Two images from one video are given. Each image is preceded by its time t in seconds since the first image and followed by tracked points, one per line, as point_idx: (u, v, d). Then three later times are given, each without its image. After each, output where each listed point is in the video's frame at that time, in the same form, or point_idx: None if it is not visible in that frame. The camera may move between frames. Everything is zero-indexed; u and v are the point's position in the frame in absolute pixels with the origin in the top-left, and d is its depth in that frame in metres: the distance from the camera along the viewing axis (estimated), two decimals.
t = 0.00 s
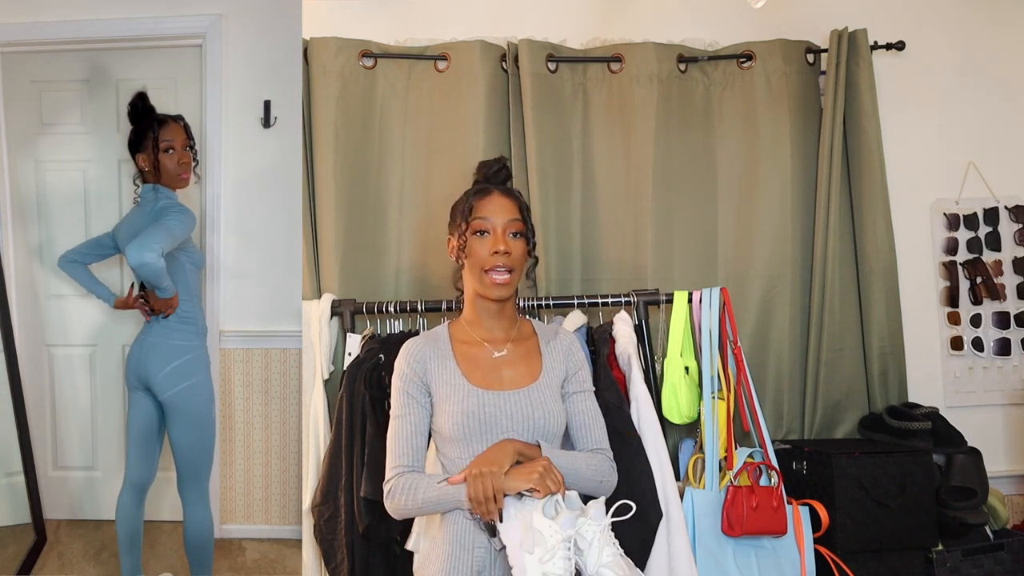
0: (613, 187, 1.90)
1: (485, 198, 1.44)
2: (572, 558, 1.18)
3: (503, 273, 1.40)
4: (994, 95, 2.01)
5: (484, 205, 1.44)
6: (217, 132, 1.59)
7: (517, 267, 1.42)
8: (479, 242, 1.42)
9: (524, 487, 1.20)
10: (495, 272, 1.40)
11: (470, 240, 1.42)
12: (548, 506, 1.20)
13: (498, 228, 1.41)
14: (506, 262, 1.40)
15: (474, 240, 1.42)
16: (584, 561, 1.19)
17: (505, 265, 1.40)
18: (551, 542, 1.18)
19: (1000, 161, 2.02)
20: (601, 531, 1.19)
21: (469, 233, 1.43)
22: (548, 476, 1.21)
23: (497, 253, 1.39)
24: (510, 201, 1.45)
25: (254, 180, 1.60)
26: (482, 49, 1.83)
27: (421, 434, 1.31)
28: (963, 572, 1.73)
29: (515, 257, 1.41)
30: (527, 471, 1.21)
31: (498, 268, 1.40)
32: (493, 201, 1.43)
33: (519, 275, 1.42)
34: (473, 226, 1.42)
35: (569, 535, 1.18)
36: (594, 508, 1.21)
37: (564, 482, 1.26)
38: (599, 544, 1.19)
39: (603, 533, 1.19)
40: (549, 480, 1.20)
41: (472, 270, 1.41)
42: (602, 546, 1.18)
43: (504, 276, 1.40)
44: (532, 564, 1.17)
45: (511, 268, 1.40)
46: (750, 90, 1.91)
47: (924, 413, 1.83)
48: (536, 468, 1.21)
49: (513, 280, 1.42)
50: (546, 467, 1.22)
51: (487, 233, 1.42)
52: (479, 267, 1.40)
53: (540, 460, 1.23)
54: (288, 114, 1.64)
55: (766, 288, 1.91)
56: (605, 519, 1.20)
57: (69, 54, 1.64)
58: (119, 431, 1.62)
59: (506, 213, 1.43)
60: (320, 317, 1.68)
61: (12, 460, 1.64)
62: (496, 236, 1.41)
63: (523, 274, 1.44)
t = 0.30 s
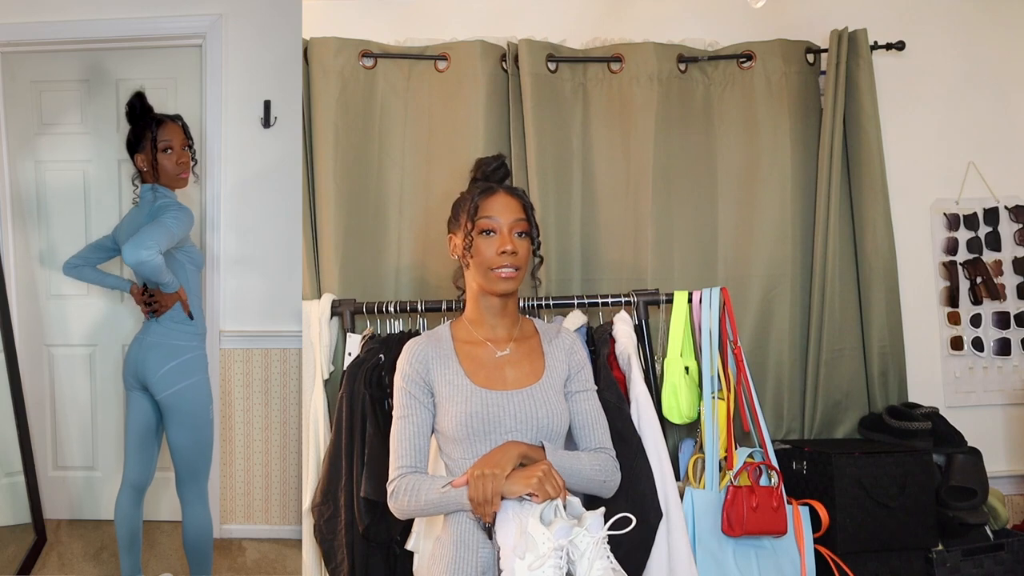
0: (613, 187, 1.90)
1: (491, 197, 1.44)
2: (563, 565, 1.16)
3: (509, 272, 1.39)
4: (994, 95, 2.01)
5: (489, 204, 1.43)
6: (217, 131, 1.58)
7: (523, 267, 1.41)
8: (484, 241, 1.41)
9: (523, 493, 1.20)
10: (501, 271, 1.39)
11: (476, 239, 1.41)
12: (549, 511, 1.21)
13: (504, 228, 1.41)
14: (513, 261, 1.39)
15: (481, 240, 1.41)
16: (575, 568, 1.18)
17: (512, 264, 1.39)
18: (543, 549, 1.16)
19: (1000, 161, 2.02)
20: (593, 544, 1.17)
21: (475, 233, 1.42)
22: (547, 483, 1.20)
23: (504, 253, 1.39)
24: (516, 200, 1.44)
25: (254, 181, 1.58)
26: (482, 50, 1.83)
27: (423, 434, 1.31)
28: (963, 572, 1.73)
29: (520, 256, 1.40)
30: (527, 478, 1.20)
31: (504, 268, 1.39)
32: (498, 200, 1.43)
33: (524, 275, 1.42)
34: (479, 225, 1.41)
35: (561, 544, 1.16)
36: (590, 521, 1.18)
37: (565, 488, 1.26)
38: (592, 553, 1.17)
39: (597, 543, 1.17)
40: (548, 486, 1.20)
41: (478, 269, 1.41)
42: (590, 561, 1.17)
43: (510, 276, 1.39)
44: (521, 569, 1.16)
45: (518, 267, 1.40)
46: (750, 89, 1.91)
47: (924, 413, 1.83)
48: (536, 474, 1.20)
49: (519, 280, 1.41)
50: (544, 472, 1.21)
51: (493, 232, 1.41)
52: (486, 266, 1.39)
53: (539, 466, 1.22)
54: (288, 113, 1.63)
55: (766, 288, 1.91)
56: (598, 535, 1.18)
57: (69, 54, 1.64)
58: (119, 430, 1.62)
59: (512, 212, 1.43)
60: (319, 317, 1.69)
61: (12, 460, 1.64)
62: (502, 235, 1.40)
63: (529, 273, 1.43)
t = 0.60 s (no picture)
0: (613, 187, 1.90)
1: (490, 196, 1.44)
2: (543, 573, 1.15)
3: (509, 272, 1.39)
4: (994, 95, 2.01)
5: (488, 204, 1.43)
6: (217, 130, 1.58)
7: (522, 266, 1.41)
8: (484, 241, 1.41)
9: (507, 499, 1.20)
10: (501, 270, 1.39)
11: (475, 239, 1.42)
12: (537, 515, 1.20)
13: (503, 227, 1.41)
14: (512, 260, 1.39)
15: (480, 239, 1.41)
16: None
17: (511, 264, 1.39)
18: (523, 556, 1.15)
19: (1000, 161, 2.02)
20: (574, 553, 1.16)
21: (474, 232, 1.42)
22: (530, 490, 1.20)
23: (503, 252, 1.39)
24: (515, 199, 1.44)
25: (254, 180, 1.58)
26: (482, 50, 1.83)
27: (423, 434, 1.32)
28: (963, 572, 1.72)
29: (520, 256, 1.40)
30: (510, 483, 1.20)
31: (503, 267, 1.39)
32: (497, 199, 1.43)
33: (524, 274, 1.42)
34: (478, 225, 1.42)
35: (541, 552, 1.15)
36: (571, 529, 1.18)
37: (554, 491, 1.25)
38: (573, 563, 1.16)
39: (577, 553, 1.16)
40: (531, 493, 1.19)
41: (477, 269, 1.41)
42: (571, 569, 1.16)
43: (509, 276, 1.40)
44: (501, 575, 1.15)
45: (517, 267, 1.40)
46: (750, 89, 1.91)
47: (924, 413, 1.83)
48: (519, 481, 1.20)
49: (518, 279, 1.41)
50: (529, 478, 1.20)
51: (492, 231, 1.41)
52: (485, 266, 1.40)
53: (524, 472, 1.22)
54: (288, 113, 1.63)
55: (766, 288, 1.91)
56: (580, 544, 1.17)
57: (69, 54, 1.64)
58: (119, 430, 1.62)
59: (511, 211, 1.42)
60: (320, 317, 1.69)
61: (12, 460, 1.64)
62: (501, 234, 1.40)
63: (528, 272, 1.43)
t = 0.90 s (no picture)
0: (613, 187, 1.90)
1: (487, 197, 1.44)
2: None
3: (506, 273, 1.39)
4: (994, 95, 2.01)
5: (486, 205, 1.43)
6: (217, 129, 1.58)
7: (520, 267, 1.41)
8: (482, 242, 1.41)
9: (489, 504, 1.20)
10: (499, 271, 1.39)
11: (473, 240, 1.42)
12: (522, 519, 1.20)
13: (500, 228, 1.41)
14: (509, 261, 1.39)
15: (478, 241, 1.41)
16: None
17: (508, 265, 1.39)
18: (497, 562, 1.16)
19: (1000, 161, 2.02)
20: (549, 561, 1.17)
21: (472, 233, 1.42)
22: (510, 495, 1.19)
23: (500, 253, 1.39)
24: (513, 200, 1.44)
25: (254, 180, 1.58)
26: (483, 50, 1.83)
27: (421, 435, 1.32)
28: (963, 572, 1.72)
29: (517, 257, 1.40)
30: (491, 487, 1.20)
31: (500, 268, 1.39)
32: (495, 200, 1.43)
33: (521, 275, 1.42)
34: (475, 226, 1.42)
35: (515, 560, 1.16)
36: (547, 538, 1.19)
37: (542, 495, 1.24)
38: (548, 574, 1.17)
39: (552, 563, 1.17)
40: (511, 497, 1.19)
41: (475, 270, 1.41)
42: None
43: (507, 277, 1.40)
44: None
45: (514, 268, 1.40)
46: (750, 89, 1.91)
47: (924, 413, 1.83)
48: (498, 486, 1.20)
49: (516, 280, 1.41)
50: (510, 483, 1.20)
51: (489, 232, 1.41)
52: (483, 266, 1.40)
53: (505, 477, 1.21)
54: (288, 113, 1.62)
55: (766, 288, 1.91)
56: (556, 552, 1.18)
57: (68, 54, 1.64)
58: (118, 431, 1.62)
59: (509, 212, 1.43)
60: (320, 317, 1.68)
61: (12, 461, 1.64)
62: (499, 236, 1.40)
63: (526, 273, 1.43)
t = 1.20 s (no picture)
0: (613, 187, 1.90)
1: (490, 198, 1.44)
2: None
3: (509, 274, 1.39)
4: (993, 95, 2.01)
5: (489, 205, 1.43)
6: (217, 126, 1.57)
7: (522, 268, 1.41)
8: (486, 242, 1.41)
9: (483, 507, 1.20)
10: (502, 272, 1.39)
11: (475, 240, 1.42)
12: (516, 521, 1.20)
13: (504, 229, 1.41)
14: (513, 263, 1.39)
15: (481, 241, 1.41)
16: None
17: (511, 266, 1.39)
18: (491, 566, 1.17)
19: (1000, 161, 2.02)
20: (542, 562, 1.18)
21: (475, 234, 1.42)
22: (501, 499, 1.19)
23: (504, 254, 1.39)
24: (515, 201, 1.44)
25: (254, 180, 1.58)
26: (482, 50, 1.84)
27: (420, 434, 1.32)
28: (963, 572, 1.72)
29: (520, 258, 1.40)
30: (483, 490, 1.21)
31: (503, 269, 1.39)
32: (498, 201, 1.43)
33: (524, 276, 1.42)
34: (479, 226, 1.41)
35: (508, 562, 1.17)
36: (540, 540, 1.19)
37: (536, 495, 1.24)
38: None
39: (546, 564, 1.18)
40: (503, 501, 1.19)
41: (477, 271, 1.41)
42: None
43: (510, 278, 1.40)
44: None
45: (518, 269, 1.40)
46: (750, 89, 1.91)
47: (924, 413, 1.83)
48: (491, 489, 1.20)
49: (518, 282, 1.41)
50: (502, 487, 1.20)
51: (492, 233, 1.41)
52: (486, 267, 1.40)
53: (498, 480, 1.21)
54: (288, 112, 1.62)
55: (766, 288, 1.91)
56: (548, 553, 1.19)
57: (68, 54, 1.64)
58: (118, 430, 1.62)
59: (512, 213, 1.42)
60: (320, 316, 1.71)
61: (12, 460, 1.64)
62: (503, 236, 1.40)
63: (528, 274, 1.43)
